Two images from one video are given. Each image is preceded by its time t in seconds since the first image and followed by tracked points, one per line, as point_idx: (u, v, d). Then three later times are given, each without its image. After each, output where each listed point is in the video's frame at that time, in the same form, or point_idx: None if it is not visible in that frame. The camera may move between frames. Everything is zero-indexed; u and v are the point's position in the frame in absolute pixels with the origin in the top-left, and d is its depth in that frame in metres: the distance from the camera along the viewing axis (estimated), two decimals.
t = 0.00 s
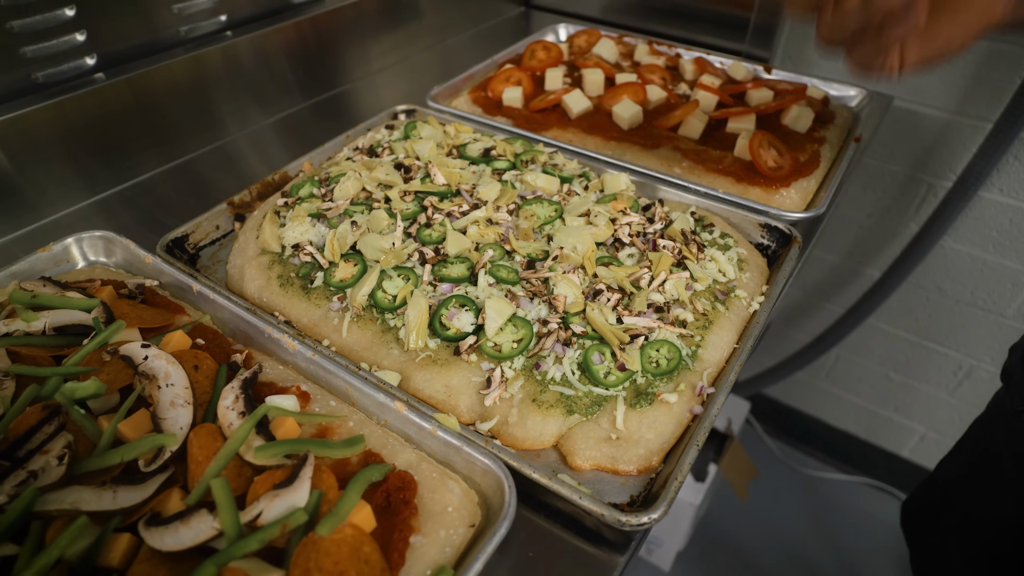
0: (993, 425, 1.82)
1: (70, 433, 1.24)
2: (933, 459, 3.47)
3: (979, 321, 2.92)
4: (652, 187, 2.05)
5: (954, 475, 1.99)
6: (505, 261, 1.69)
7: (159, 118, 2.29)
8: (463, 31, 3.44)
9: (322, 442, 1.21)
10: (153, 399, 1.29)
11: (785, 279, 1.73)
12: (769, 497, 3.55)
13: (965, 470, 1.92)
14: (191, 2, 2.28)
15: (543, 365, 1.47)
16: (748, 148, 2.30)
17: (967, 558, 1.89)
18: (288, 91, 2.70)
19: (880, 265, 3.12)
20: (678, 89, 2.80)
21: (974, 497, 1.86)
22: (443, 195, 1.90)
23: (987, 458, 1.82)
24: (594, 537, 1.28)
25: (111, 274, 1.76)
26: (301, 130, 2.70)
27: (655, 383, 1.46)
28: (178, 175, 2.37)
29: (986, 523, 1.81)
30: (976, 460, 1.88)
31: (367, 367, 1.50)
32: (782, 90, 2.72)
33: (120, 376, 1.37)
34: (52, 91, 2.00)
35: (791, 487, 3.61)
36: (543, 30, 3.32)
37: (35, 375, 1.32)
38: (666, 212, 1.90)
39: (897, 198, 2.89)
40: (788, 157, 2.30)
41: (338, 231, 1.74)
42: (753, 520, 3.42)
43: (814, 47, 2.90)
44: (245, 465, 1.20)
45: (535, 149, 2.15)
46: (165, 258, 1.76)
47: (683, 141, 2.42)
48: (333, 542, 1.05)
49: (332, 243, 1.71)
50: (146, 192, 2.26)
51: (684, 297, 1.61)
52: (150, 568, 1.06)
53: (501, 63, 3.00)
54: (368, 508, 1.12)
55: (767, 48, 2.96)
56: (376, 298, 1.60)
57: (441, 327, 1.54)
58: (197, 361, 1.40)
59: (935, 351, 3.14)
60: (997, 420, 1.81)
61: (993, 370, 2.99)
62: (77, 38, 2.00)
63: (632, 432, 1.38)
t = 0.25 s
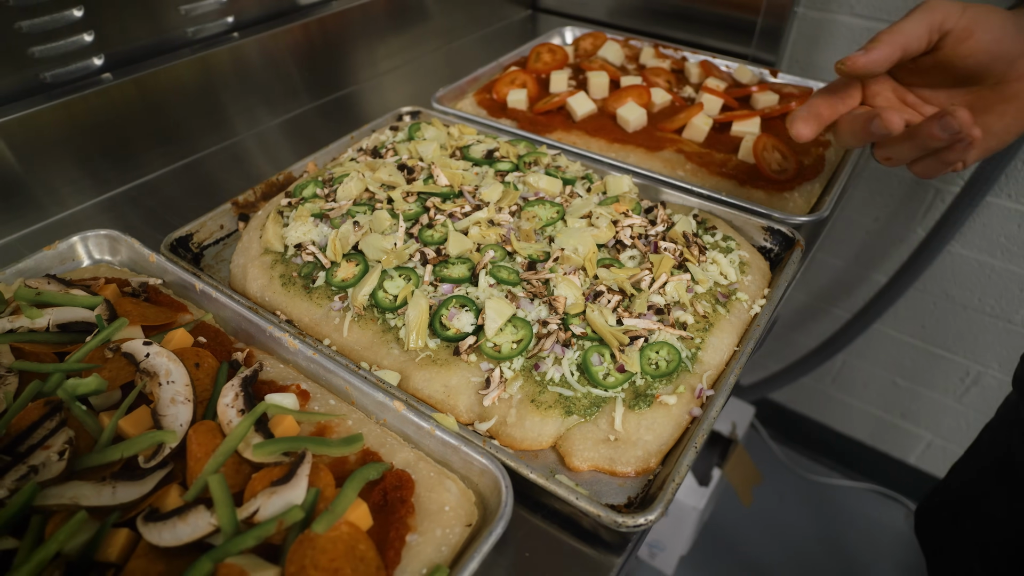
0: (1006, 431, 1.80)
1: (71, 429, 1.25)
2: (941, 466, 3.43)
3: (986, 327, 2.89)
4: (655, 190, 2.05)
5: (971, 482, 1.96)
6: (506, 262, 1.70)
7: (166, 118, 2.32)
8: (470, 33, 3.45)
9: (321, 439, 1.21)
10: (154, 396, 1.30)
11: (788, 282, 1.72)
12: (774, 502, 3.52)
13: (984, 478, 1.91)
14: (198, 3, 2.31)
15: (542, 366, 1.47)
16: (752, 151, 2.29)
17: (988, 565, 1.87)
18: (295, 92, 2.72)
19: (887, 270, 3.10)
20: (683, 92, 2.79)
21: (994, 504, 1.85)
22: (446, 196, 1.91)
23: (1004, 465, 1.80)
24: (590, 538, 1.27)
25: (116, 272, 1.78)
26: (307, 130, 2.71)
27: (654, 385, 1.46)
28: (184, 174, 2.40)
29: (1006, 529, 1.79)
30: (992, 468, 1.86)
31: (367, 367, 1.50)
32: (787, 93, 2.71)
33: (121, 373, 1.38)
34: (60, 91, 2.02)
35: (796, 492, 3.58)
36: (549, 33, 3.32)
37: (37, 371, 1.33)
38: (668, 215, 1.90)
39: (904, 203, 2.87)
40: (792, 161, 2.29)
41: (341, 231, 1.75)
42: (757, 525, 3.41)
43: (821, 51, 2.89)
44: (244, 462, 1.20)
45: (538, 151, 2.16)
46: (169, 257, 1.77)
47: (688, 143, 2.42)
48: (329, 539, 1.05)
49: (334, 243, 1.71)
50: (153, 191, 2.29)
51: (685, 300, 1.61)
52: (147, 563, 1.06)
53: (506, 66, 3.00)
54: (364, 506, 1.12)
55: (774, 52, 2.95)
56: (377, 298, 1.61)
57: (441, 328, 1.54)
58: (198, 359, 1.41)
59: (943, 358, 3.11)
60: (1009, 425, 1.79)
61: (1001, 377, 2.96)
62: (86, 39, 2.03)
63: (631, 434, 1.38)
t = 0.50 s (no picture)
0: (1007, 436, 1.79)
1: (70, 427, 1.26)
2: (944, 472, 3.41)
3: (990, 333, 2.87)
4: (656, 194, 2.05)
5: (972, 487, 1.95)
6: (505, 264, 1.70)
7: (171, 118, 2.33)
8: (474, 36, 3.46)
9: (317, 440, 1.22)
10: (152, 396, 1.31)
11: (787, 286, 1.72)
12: (776, 507, 3.51)
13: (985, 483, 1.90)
14: (202, 5, 2.32)
15: (540, 368, 1.47)
16: (753, 155, 2.29)
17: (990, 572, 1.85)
18: (298, 94, 2.74)
19: (890, 275, 3.09)
20: (685, 95, 2.79)
21: (993, 508, 1.84)
22: (446, 199, 1.91)
23: (1005, 469, 1.79)
24: (585, 540, 1.28)
25: (117, 271, 1.79)
26: (311, 130, 2.72)
27: (651, 388, 1.46)
28: (189, 174, 2.41)
29: (1005, 534, 1.78)
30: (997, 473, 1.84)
31: (365, 368, 1.51)
32: (790, 97, 2.70)
33: (121, 372, 1.39)
34: (65, 91, 2.04)
35: (798, 497, 3.57)
36: (553, 36, 3.33)
37: (38, 369, 1.34)
38: (668, 218, 1.89)
39: (907, 208, 2.86)
40: (794, 165, 2.29)
41: (340, 232, 1.75)
42: (758, 530, 3.39)
43: (825, 56, 2.90)
44: (240, 462, 1.21)
45: (539, 153, 2.16)
46: (170, 257, 1.78)
47: (689, 147, 2.42)
48: (323, 539, 1.05)
49: (334, 243, 1.72)
50: (157, 191, 2.31)
51: (683, 303, 1.61)
52: (142, 561, 1.07)
53: (510, 68, 3.01)
54: (359, 507, 1.13)
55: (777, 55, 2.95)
56: (376, 299, 1.61)
57: (438, 329, 1.54)
58: (197, 359, 1.42)
59: (946, 363, 3.09)
60: (1010, 430, 1.78)
61: (1005, 383, 2.94)
62: (89, 40, 2.04)
63: (627, 437, 1.38)
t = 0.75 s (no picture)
0: (1005, 436, 1.78)
1: (69, 426, 1.27)
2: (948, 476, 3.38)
3: (995, 336, 2.85)
4: (656, 195, 2.05)
5: (965, 486, 1.95)
6: (503, 266, 1.70)
7: (173, 120, 2.34)
8: (476, 38, 3.47)
9: (314, 440, 1.22)
10: (151, 394, 1.32)
11: (786, 288, 1.72)
12: (779, 510, 3.50)
13: (978, 482, 1.89)
14: (204, 6, 2.33)
15: (537, 369, 1.47)
16: (754, 157, 2.28)
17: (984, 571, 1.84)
18: (301, 95, 2.75)
19: (894, 278, 3.07)
20: (687, 97, 2.79)
21: (987, 505, 1.84)
22: (445, 200, 1.91)
23: (999, 468, 1.79)
24: (581, 542, 1.28)
25: (118, 272, 1.80)
26: (315, 131, 2.73)
27: (649, 390, 1.45)
28: (191, 175, 2.42)
29: (1001, 533, 1.77)
30: (989, 469, 1.83)
31: (363, 368, 1.51)
32: (792, 99, 2.69)
33: (120, 372, 1.39)
34: (68, 92, 2.05)
35: (801, 501, 3.55)
36: (556, 38, 3.33)
37: (38, 368, 1.35)
38: (667, 220, 1.89)
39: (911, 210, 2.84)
40: (795, 166, 2.28)
41: (339, 233, 1.76)
42: (761, 533, 3.38)
43: (828, 58, 2.89)
44: (237, 461, 1.21)
45: (539, 155, 2.16)
46: (171, 257, 1.79)
47: (690, 148, 2.41)
48: (318, 539, 1.06)
49: (333, 244, 1.73)
50: (159, 192, 2.32)
51: (681, 305, 1.61)
52: (138, 559, 1.07)
53: (512, 70, 3.01)
54: (354, 507, 1.13)
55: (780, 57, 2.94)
56: (374, 300, 1.61)
57: (436, 330, 1.54)
58: (196, 358, 1.43)
59: (951, 367, 3.07)
60: (1007, 431, 1.78)
61: (1010, 387, 2.93)
62: (92, 41, 2.06)
63: (624, 439, 1.38)
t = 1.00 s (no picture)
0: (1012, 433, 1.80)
1: (64, 424, 1.28)
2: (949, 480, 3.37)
3: (996, 340, 2.84)
4: (654, 197, 2.05)
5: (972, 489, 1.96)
6: (500, 266, 1.70)
7: (174, 120, 2.36)
8: (477, 39, 3.47)
9: (307, 439, 1.22)
10: (146, 393, 1.32)
11: (783, 289, 1.71)
12: (778, 513, 3.49)
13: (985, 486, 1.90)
14: (206, 7, 2.35)
15: (531, 370, 1.47)
16: (753, 159, 2.28)
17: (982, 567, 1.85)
18: (302, 95, 2.75)
19: (895, 281, 3.07)
20: (687, 98, 2.78)
21: (991, 507, 1.85)
22: (443, 200, 1.92)
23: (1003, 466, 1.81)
24: (573, 542, 1.28)
25: (117, 270, 1.81)
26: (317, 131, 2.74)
27: (642, 391, 1.45)
28: (192, 174, 2.43)
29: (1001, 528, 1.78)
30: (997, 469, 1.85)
31: (358, 368, 1.51)
32: (792, 101, 2.69)
33: (116, 370, 1.40)
34: (69, 92, 2.06)
35: (801, 504, 3.55)
36: (556, 39, 3.33)
37: (35, 366, 1.36)
38: (664, 221, 1.89)
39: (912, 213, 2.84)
40: (793, 168, 2.27)
41: (336, 233, 1.76)
42: (760, 536, 3.38)
43: (829, 60, 2.89)
44: (231, 460, 1.22)
45: (537, 156, 2.16)
46: (169, 256, 1.80)
47: (689, 150, 2.41)
48: (309, 538, 1.06)
49: (330, 244, 1.73)
50: (159, 191, 2.33)
51: (677, 306, 1.61)
52: (131, 556, 1.08)
53: (511, 71, 3.02)
54: (346, 505, 1.13)
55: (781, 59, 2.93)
56: (370, 300, 1.62)
57: (431, 330, 1.54)
58: (192, 357, 1.44)
59: (952, 370, 3.06)
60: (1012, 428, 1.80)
61: (1011, 391, 2.91)
62: (93, 41, 2.08)
63: (617, 439, 1.38)
